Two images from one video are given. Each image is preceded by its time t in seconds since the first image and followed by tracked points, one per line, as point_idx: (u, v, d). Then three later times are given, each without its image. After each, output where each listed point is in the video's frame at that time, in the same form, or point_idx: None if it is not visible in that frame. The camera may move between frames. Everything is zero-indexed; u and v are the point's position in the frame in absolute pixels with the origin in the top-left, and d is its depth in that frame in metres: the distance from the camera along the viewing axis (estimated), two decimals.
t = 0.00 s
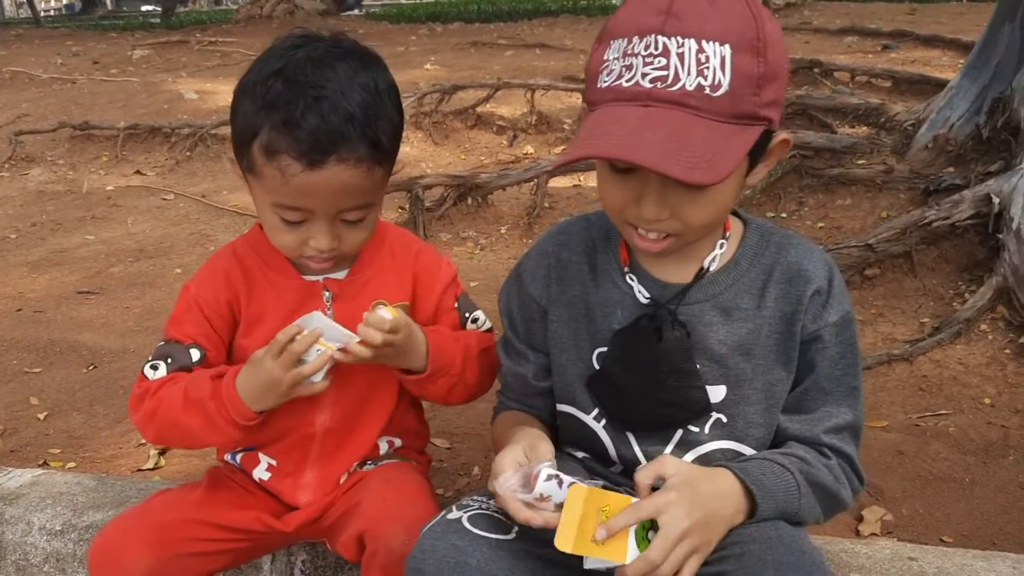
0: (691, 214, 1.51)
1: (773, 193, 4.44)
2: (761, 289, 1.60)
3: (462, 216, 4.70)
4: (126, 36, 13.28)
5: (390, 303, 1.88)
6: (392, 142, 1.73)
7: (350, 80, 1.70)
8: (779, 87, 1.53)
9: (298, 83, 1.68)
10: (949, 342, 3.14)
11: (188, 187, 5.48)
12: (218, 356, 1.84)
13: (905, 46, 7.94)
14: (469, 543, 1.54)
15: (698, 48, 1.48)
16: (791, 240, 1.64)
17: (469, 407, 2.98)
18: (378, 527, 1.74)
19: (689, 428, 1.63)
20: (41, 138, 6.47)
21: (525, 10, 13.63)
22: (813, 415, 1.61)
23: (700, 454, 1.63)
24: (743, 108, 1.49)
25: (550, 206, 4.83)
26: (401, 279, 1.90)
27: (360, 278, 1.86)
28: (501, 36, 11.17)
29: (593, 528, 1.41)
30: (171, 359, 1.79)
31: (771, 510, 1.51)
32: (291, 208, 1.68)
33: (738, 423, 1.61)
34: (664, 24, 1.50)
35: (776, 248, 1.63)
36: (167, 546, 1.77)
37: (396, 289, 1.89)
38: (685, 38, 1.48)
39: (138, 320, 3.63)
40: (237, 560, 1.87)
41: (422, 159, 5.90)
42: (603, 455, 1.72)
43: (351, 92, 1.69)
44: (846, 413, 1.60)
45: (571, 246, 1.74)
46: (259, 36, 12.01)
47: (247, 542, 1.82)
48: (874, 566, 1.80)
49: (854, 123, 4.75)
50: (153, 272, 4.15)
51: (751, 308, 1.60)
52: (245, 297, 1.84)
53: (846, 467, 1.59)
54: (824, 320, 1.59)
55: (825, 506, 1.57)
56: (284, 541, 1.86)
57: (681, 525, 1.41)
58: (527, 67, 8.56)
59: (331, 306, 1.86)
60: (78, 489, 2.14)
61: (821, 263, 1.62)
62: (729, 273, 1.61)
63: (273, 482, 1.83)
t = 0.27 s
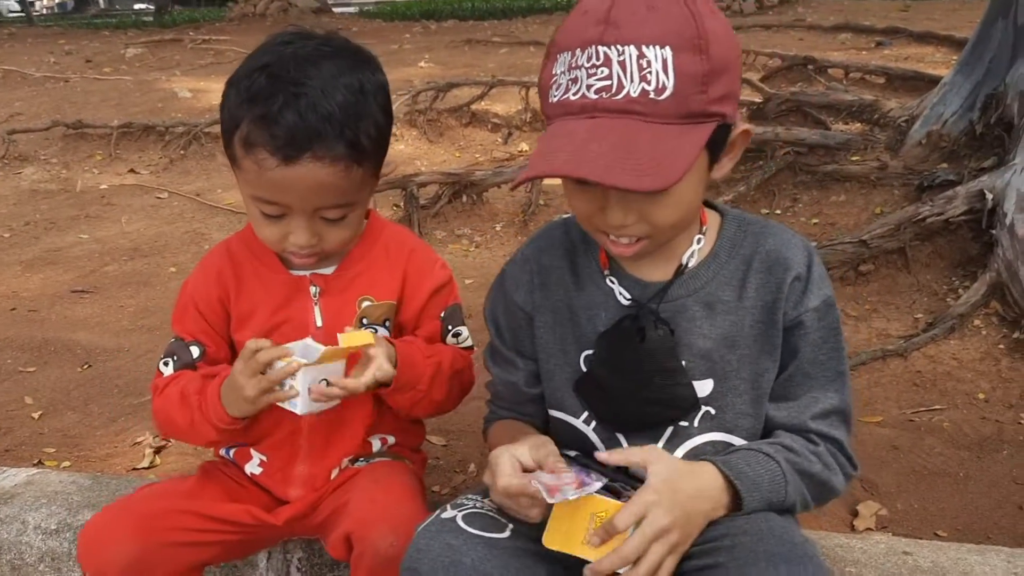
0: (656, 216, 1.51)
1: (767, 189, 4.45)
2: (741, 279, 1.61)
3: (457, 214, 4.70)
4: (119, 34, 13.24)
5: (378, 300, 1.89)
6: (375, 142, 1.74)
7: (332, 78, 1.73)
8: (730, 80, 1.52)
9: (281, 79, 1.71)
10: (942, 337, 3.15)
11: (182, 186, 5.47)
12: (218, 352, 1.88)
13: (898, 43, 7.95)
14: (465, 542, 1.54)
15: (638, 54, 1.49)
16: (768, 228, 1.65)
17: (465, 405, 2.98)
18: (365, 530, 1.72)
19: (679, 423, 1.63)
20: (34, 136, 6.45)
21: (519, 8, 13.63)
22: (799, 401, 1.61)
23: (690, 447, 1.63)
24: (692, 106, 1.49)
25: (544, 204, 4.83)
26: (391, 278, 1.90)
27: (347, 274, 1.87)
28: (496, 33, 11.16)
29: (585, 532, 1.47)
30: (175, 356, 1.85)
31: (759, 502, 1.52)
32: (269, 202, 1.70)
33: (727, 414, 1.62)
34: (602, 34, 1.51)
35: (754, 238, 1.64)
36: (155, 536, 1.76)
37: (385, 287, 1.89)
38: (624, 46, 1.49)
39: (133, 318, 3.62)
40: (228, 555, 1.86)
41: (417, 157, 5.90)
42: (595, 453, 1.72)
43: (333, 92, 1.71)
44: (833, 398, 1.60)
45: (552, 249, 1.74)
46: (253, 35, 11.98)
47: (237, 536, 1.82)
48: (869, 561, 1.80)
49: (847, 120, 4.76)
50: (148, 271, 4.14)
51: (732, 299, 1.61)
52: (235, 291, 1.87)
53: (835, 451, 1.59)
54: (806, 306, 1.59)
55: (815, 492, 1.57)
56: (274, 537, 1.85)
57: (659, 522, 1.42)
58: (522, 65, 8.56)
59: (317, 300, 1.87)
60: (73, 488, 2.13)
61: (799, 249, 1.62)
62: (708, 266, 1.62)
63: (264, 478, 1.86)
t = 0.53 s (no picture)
0: (644, 208, 1.50)
1: (761, 186, 4.45)
2: (726, 274, 1.61)
3: (452, 211, 4.70)
4: (111, 32, 13.18)
5: (371, 297, 1.88)
6: (361, 137, 1.73)
7: (316, 73, 1.72)
8: (709, 69, 1.53)
9: (266, 76, 1.70)
10: (936, 334, 3.16)
11: (176, 184, 5.45)
12: (215, 346, 1.90)
13: (892, 40, 7.96)
14: (462, 548, 1.54)
15: (617, 44, 1.49)
16: (750, 221, 1.65)
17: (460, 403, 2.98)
18: (359, 527, 1.72)
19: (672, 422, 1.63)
20: (26, 134, 6.42)
21: (513, 5, 13.61)
22: (788, 393, 1.61)
23: (683, 446, 1.63)
24: (673, 93, 1.50)
25: (539, 201, 4.82)
26: (385, 275, 1.89)
27: (340, 270, 1.87)
28: (490, 31, 11.14)
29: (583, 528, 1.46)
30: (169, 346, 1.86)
31: (749, 499, 1.52)
32: (257, 199, 1.70)
33: (718, 411, 1.62)
34: (579, 28, 1.51)
35: (737, 231, 1.64)
36: (145, 524, 1.76)
37: (379, 285, 1.89)
38: (603, 37, 1.49)
39: (126, 317, 3.61)
40: (219, 549, 1.85)
41: (411, 155, 5.88)
42: (589, 457, 1.72)
43: (317, 89, 1.71)
44: (822, 389, 1.61)
45: (536, 256, 1.73)
46: (246, 32, 11.94)
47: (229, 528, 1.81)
48: (864, 558, 1.80)
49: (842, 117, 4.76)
50: (141, 269, 4.13)
51: (717, 296, 1.61)
52: (229, 284, 1.88)
53: (825, 441, 1.60)
54: (790, 298, 1.59)
55: (809, 485, 1.57)
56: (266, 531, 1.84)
57: (660, 509, 1.42)
58: (516, 62, 8.55)
59: (311, 296, 1.87)
60: (68, 488, 2.12)
61: (781, 240, 1.62)
62: (693, 263, 1.61)
63: (257, 473, 1.87)
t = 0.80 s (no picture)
0: (655, 197, 1.51)
1: (755, 190, 4.47)
2: (719, 279, 1.63)
3: (447, 215, 4.71)
4: (104, 34, 13.16)
5: (363, 303, 1.89)
6: (367, 129, 1.76)
7: (322, 67, 1.76)
8: (713, 61, 1.57)
9: (269, 71, 1.73)
10: (929, 338, 3.18)
11: (170, 187, 5.45)
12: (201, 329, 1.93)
13: (884, 43, 8.00)
14: (463, 558, 1.55)
15: (631, 29, 1.51)
16: (741, 225, 1.67)
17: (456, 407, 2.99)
18: (351, 536, 1.73)
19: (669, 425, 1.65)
20: (20, 137, 6.41)
21: (507, 8, 13.62)
22: (792, 398, 1.60)
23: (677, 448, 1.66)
24: (685, 80, 1.52)
25: (533, 205, 4.83)
26: (376, 281, 1.90)
27: (335, 275, 1.89)
28: (484, 33, 11.15)
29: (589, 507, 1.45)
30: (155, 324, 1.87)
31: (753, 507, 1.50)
32: (262, 192, 1.71)
33: (713, 415, 1.64)
34: (592, 16, 1.53)
35: (729, 236, 1.66)
36: (139, 526, 1.76)
37: (371, 291, 1.89)
38: (616, 23, 1.51)
39: (121, 321, 3.61)
40: (211, 552, 1.86)
41: (406, 158, 5.89)
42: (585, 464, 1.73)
43: (322, 82, 1.74)
44: (823, 391, 1.61)
45: (535, 257, 1.73)
46: (239, 34, 11.93)
47: (221, 532, 1.82)
48: (858, 561, 1.82)
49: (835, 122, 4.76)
50: (136, 273, 4.13)
51: (712, 302, 1.62)
52: (230, 280, 1.92)
53: (832, 444, 1.59)
54: (783, 299, 1.61)
55: (818, 494, 1.56)
56: (258, 534, 1.85)
57: (669, 506, 1.39)
58: (510, 65, 8.57)
59: (303, 300, 1.88)
60: (65, 493, 2.12)
61: (774, 243, 1.64)
62: (688, 269, 1.63)
63: (252, 479, 1.88)
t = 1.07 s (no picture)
0: (673, 170, 1.52)
1: (747, 192, 4.47)
2: (711, 281, 1.63)
3: (439, 216, 4.71)
4: (97, 35, 13.12)
5: (353, 307, 1.89)
6: (382, 110, 1.84)
7: (339, 50, 1.83)
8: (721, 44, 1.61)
9: (289, 52, 1.81)
10: (919, 339, 3.19)
11: (162, 188, 5.44)
12: (178, 323, 1.89)
13: (876, 45, 8.02)
14: (442, 559, 1.56)
15: (649, 6, 1.51)
16: (738, 228, 1.67)
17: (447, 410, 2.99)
18: (329, 543, 1.70)
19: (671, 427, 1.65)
20: (12, 137, 6.39)
21: (501, 9, 13.62)
22: (782, 398, 1.51)
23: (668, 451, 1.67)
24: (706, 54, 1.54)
25: (526, 206, 4.84)
26: (369, 285, 1.90)
27: (328, 279, 1.89)
28: (477, 35, 11.15)
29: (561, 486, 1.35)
30: (137, 308, 1.85)
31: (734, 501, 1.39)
32: (283, 168, 1.77)
33: (706, 416, 1.64)
34: None
35: (725, 239, 1.67)
36: (121, 526, 1.76)
37: (363, 295, 1.90)
38: None
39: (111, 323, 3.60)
40: (195, 554, 1.85)
41: (399, 159, 5.89)
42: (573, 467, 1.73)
43: (341, 61, 1.81)
44: (819, 393, 1.53)
45: (538, 258, 1.72)
46: (232, 35, 11.91)
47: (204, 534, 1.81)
48: (848, 563, 1.82)
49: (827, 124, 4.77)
50: (127, 275, 4.12)
51: (704, 305, 1.62)
52: (224, 278, 1.92)
53: (824, 446, 1.49)
54: (772, 296, 1.59)
55: (813, 498, 1.45)
56: (241, 537, 1.84)
57: (652, 488, 1.29)
58: (503, 67, 8.57)
59: (295, 304, 1.89)
60: (54, 496, 2.12)
61: (767, 244, 1.64)
62: (683, 273, 1.63)
63: (239, 481, 1.88)
